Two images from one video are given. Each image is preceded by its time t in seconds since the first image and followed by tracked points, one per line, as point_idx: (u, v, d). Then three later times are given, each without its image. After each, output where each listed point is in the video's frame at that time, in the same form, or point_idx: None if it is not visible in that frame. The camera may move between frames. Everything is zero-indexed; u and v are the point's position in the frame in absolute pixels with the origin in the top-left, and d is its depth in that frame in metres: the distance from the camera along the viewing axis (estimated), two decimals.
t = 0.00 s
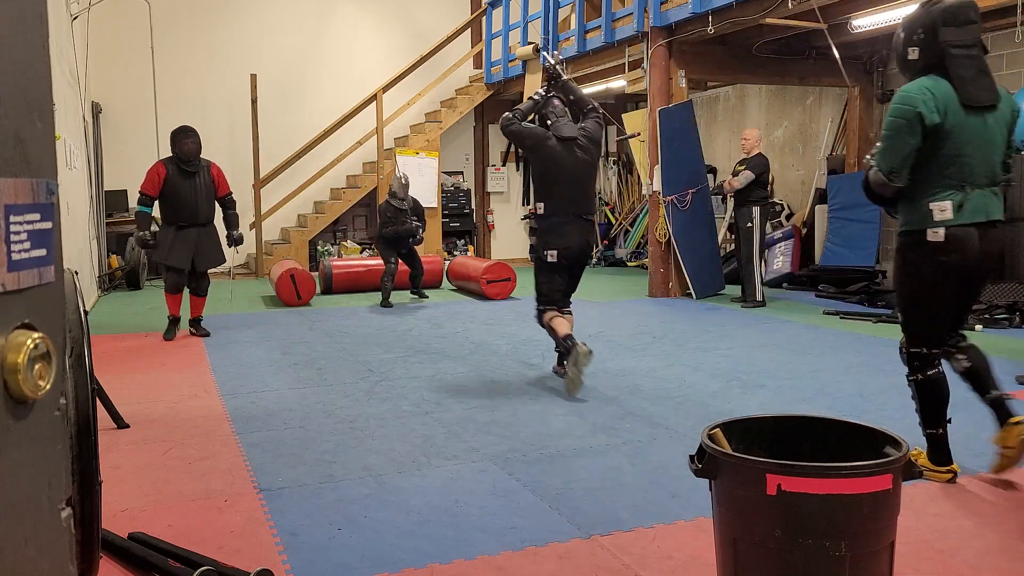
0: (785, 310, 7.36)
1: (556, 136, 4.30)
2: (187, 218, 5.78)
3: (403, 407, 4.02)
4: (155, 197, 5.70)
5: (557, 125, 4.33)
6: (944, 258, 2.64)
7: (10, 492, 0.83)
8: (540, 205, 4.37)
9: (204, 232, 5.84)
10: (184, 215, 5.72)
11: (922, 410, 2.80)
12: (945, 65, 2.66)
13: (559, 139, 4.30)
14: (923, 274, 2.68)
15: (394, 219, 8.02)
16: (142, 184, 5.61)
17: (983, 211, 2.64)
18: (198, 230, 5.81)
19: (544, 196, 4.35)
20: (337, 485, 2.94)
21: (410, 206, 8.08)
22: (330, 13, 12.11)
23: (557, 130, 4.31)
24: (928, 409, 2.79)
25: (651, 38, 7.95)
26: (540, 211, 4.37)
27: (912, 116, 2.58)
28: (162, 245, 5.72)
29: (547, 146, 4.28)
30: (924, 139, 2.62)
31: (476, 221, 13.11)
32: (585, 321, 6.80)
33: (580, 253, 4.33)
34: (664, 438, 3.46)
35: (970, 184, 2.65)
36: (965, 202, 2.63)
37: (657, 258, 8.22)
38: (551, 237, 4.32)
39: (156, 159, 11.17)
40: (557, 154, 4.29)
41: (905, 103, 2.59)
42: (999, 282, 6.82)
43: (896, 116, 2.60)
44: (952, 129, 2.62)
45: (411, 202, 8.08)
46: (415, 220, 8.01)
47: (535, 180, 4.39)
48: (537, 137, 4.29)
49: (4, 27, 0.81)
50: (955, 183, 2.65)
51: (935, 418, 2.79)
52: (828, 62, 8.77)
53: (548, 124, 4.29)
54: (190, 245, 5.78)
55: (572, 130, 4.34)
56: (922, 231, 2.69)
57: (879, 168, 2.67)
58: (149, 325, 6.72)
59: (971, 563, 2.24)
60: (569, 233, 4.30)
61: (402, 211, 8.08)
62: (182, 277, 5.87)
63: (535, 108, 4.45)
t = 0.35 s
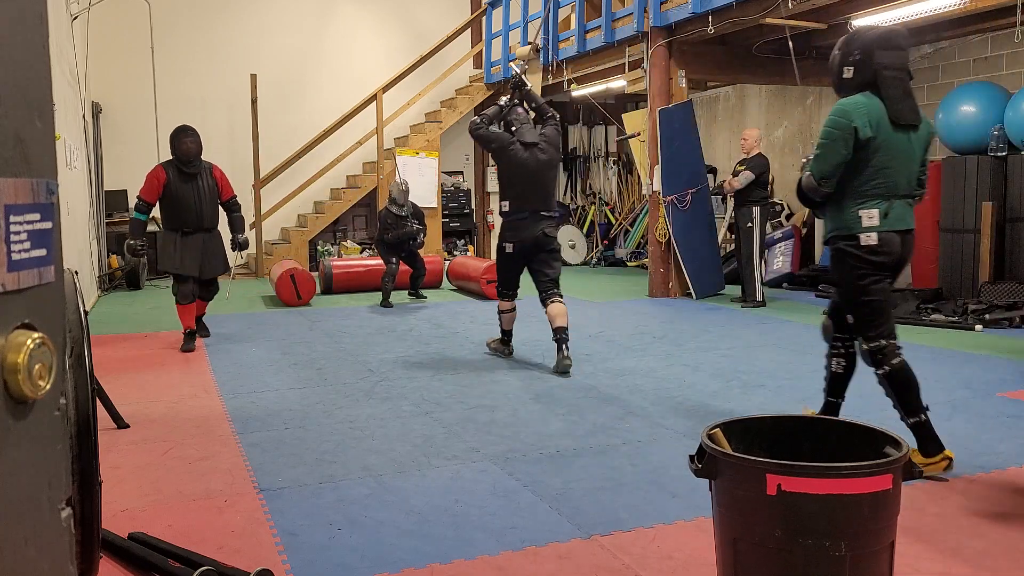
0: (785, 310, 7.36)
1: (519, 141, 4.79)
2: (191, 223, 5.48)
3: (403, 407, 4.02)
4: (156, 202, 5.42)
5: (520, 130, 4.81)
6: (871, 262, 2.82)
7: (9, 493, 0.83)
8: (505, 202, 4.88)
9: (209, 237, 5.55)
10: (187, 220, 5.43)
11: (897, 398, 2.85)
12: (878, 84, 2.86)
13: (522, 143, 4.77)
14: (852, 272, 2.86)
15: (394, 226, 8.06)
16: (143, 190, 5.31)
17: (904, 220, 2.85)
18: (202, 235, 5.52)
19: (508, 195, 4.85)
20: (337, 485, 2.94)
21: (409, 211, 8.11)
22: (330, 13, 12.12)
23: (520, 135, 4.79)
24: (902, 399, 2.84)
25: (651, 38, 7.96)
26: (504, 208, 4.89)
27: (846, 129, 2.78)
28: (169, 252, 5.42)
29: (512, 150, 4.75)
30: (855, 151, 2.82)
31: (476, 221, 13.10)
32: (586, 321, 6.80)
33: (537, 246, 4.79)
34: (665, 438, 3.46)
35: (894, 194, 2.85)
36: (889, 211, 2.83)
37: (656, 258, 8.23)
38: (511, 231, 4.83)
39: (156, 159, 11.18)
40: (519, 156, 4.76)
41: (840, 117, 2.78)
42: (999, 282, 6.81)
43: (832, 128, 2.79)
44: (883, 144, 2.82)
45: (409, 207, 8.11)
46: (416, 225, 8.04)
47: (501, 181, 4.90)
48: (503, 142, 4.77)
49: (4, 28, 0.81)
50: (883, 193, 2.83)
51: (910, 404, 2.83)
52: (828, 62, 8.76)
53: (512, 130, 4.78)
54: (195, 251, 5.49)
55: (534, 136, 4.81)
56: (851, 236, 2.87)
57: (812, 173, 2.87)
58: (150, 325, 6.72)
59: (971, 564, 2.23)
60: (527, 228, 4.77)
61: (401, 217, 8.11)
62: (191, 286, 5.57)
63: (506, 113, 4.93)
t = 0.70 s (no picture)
0: (785, 310, 7.36)
1: (485, 142, 5.31)
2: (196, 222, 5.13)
3: (403, 407, 4.02)
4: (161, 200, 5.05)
5: (486, 133, 5.34)
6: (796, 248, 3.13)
7: (9, 493, 0.83)
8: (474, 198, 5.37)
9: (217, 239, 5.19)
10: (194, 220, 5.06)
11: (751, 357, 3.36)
12: (813, 86, 3.12)
13: (488, 145, 5.30)
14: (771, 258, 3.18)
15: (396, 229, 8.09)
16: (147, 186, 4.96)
17: (832, 209, 3.14)
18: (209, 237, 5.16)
19: (477, 191, 5.35)
20: (337, 485, 2.94)
21: (411, 215, 8.15)
22: (330, 13, 12.11)
23: (487, 137, 5.32)
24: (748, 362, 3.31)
25: (651, 38, 7.95)
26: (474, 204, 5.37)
27: (787, 124, 3.03)
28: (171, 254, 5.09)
29: (476, 150, 5.28)
30: (793, 144, 3.08)
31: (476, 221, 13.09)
32: (586, 321, 6.79)
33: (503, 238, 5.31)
34: (665, 438, 3.46)
35: (823, 187, 3.14)
36: (819, 202, 3.13)
37: (656, 258, 8.24)
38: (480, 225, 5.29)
39: (156, 159, 11.19)
40: (485, 156, 5.29)
41: (781, 112, 3.02)
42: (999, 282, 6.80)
43: (774, 122, 3.03)
44: (817, 140, 3.10)
45: (413, 211, 8.15)
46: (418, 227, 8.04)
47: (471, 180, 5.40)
48: (471, 143, 5.29)
49: (4, 27, 0.81)
50: (815, 185, 3.12)
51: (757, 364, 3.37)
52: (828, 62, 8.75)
53: (479, 133, 5.30)
54: (200, 253, 5.13)
55: (499, 139, 5.34)
56: (781, 224, 3.15)
57: (754, 164, 3.10)
58: (150, 325, 6.72)
59: (971, 564, 2.23)
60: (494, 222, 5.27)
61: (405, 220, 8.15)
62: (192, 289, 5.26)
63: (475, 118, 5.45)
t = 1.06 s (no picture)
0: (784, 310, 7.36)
1: (462, 150, 5.83)
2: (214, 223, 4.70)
3: (403, 407, 4.02)
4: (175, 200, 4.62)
5: (462, 141, 5.86)
6: (713, 255, 3.39)
7: (9, 493, 0.83)
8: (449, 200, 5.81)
9: (237, 241, 4.76)
10: (212, 221, 4.64)
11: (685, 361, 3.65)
12: (725, 105, 3.34)
13: (463, 152, 5.82)
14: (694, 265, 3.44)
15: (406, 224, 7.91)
16: (161, 186, 4.54)
17: (749, 217, 3.38)
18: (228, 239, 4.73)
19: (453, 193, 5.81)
20: (337, 485, 2.94)
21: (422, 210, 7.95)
22: (330, 13, 12.10)
23: (463, 144, 5.85)
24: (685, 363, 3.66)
25: (651, 38, 7.94)
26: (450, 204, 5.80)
27: (697, 146, 3.27)
28: (186, 258, 4.67)
29: (453, 155, 5.80)
30: (705, 164, 3.32)
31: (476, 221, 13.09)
32: (586, 321, 6.80)
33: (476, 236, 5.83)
34: (665, 438, 3.46)
35: (738, 197, 3.37)
36: (733, 212, 3.36)
37: (656, 258, 8.25)
38: (456, 224, 5.80)
39: (156, 159, 11.19)
40: (460, 162, 5.80)
41: (692, 136, 3.27)
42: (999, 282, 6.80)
43: (685, 147, 3.28)
44: (728, 155, 3.33)
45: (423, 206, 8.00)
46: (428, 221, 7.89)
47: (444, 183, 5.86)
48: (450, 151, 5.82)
49: (3, 26, 0.81)
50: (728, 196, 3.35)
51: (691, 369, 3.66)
52: (829, 62, 8.75)
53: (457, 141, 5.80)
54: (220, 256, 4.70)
55: (473, 146, 5.88)
56: (700, 232, 3.41)
57: (672, 182, 3.37)
58: (150, 325, 6.72)
59: (971, 564, 2.23)
60: (470, 221, 5.79)
61: (414, 214, 8.00)
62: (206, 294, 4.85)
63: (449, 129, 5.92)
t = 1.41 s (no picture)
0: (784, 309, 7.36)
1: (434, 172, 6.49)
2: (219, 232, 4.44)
3: (403, 407, 4.02)
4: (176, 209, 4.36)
5: (435, 164, 6.50)
6: (664, 249, 3.61)
7: (9, 493, 0.83)
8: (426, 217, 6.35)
9: (243, 249, 4.50)
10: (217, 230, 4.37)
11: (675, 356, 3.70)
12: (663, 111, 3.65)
13: (436, 173, 6.47)
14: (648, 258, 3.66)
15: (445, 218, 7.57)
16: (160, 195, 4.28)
17: (690, 213, 3.65)
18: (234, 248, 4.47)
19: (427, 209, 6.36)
20: (337, 485, 2.94)
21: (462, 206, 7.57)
22: (330, 13, 12.11)
23: (434, 166, 6.51)
24: (675, 357, 3.70)
25: (651, 38, 7.90)
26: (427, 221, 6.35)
27: (637, 148, 3.57)
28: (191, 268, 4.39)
29: (426, 175, 6.43)
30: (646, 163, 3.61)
31: (476, 221, 13.08)
32: (586, 321, 6.80)
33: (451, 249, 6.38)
34: (665, 438, 3.46)
35: (680, 196, 3.64)
36: (676, 209, 3.62)
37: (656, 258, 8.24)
38: (432, 237, 6.31)
39: (156, 160, 11.19)
40: (433, 181, 6.43)
41: (633, 137, 3.57)
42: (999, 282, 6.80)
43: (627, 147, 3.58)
44: (667, 157, 3.63)
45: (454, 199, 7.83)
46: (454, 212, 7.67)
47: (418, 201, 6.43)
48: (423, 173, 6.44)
49: (3, 27, 0.81)
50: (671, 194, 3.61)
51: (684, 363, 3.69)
52: (829, 62, 8.75)
53: (430, 164, 6.45)
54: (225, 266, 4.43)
55: (444, 169, 6.55)
56: (647, 229, 3.65)
57: (617, 181, 3.63)
58: (150, 325, 6.72)
59: (972, 564, 2.23)
60: (445, 234, 6.34)
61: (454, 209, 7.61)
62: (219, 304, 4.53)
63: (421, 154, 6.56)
